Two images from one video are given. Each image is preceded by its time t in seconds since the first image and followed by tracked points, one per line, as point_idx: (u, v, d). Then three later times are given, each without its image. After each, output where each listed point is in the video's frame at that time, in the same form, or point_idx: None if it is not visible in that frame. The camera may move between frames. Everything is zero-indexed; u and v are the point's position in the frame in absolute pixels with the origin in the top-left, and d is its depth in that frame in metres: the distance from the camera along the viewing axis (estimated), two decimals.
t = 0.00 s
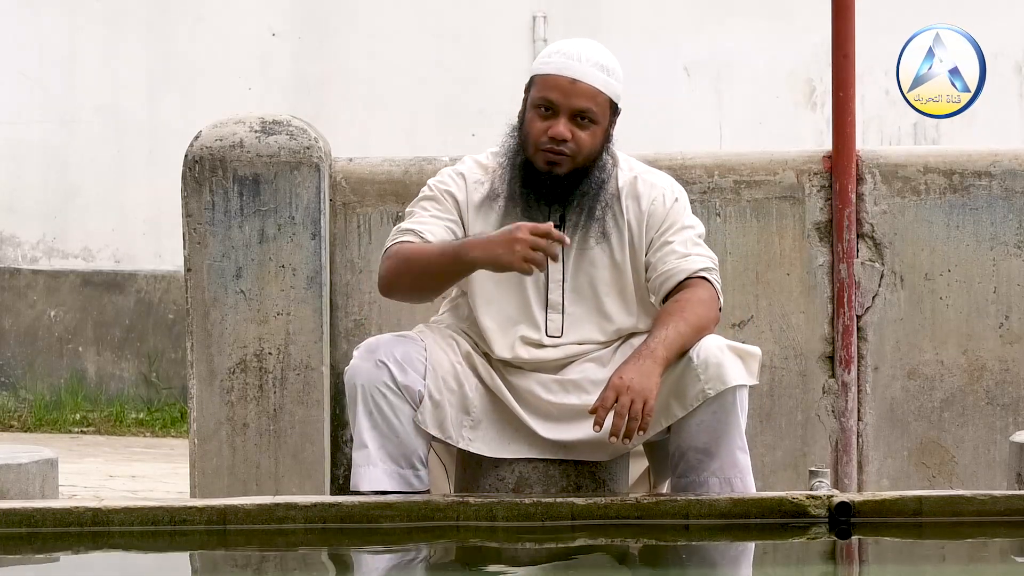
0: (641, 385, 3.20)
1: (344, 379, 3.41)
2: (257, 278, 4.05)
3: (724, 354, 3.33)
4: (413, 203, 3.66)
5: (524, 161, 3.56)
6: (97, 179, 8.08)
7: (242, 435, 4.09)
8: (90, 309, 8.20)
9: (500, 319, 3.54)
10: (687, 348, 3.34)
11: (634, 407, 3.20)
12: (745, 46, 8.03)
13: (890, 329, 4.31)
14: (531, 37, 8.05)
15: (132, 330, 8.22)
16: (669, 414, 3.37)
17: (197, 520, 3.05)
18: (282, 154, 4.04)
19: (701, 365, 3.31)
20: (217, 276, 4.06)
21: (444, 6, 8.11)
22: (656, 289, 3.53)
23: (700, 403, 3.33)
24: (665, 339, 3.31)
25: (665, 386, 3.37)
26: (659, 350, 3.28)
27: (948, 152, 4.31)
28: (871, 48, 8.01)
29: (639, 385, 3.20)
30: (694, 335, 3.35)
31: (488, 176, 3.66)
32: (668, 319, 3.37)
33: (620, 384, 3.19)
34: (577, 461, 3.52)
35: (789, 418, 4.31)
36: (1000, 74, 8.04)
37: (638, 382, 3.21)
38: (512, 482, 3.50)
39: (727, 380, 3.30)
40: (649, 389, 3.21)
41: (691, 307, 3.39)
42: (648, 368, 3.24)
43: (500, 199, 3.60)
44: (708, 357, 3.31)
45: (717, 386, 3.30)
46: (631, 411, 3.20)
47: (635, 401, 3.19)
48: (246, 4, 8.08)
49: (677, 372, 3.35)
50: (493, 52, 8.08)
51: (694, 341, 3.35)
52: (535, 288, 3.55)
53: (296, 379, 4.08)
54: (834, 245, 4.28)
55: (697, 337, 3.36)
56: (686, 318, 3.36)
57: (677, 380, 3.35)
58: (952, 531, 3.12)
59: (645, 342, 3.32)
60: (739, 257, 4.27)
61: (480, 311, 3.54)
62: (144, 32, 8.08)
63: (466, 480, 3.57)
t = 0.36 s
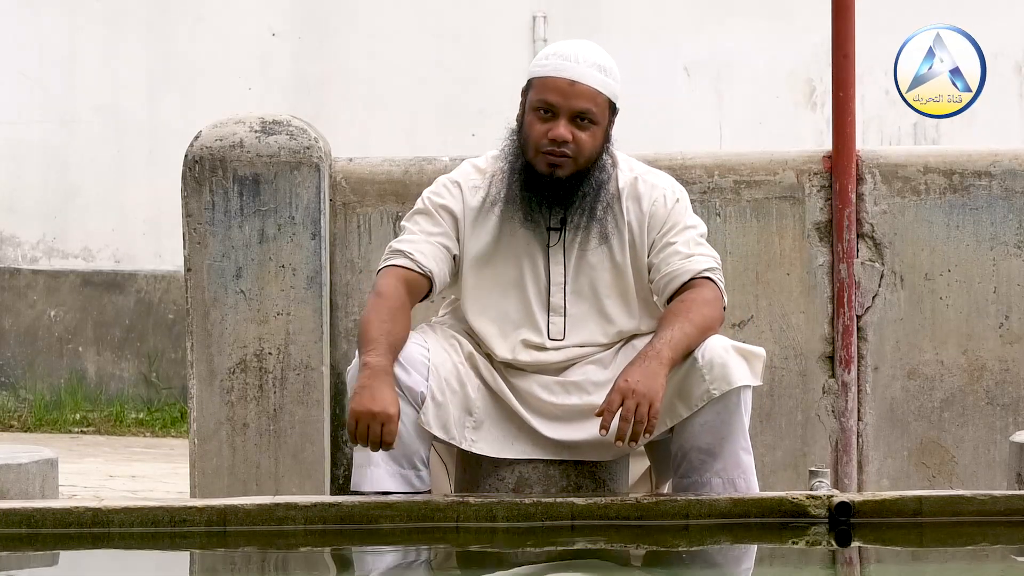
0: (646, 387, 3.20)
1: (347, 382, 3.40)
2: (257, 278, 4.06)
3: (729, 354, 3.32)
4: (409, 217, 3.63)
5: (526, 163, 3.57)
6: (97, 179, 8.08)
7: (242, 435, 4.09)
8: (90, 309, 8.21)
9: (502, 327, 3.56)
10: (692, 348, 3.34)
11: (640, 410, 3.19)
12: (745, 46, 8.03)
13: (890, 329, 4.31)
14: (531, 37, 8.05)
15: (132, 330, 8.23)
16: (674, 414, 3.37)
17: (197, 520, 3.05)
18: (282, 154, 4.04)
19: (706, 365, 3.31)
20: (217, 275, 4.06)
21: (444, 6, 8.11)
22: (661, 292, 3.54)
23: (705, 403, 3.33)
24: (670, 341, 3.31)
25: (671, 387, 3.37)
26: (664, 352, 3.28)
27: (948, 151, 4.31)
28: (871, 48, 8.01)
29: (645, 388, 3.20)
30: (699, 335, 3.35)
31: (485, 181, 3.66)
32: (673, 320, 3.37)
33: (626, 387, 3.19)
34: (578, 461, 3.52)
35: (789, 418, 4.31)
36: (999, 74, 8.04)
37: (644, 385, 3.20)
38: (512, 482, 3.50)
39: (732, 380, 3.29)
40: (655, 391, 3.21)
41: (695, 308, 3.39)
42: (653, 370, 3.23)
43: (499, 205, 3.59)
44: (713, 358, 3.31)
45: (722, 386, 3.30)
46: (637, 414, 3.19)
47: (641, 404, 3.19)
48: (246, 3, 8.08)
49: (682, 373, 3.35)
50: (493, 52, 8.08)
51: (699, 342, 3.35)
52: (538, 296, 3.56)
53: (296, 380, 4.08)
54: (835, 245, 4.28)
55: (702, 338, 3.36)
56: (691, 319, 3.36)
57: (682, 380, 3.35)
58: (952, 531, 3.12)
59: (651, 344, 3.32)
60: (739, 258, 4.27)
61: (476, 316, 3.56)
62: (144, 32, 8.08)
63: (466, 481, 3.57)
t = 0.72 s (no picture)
0: (637, 386, 3.20)
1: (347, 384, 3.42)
2: (257, 278, 4.06)
3: (722, 355, 3.33)
4: (405, 218, 3.63)
5: (520, 157, 3.58)
6: (97, 179, 8.08)
7: (242, 435, 4.09)
8: (90, 309, 8.22)
9: (499, 322, 3.55)
10: (685, 349, 3.34)
11: (630, 406, 3.19)
12: (745, 46, 8.03)
13: (890, 329, 4.31)
14: (531, 37, 8.04)
15: (132, 330, 8.25)
16: (668, 415, 3.37)
17: (197, 520, 3.05)
18: (283, 154, 4.04)
19: (698, 366, 3.31)
20: (217, 275, 4.06)
21: (444, 6, 8.10)
22: (654, 291, 3.52)
23: (699, 404, 3.33)
24: (662, 341, 3.31)
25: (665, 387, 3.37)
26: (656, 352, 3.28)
27: (948, 151, 4.31)
28: (872, 48, 8.01)
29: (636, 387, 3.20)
30: (692, 336, 3.35)
31: (480, 178, 3.67)
32: (665, 321, 3.37)
33: (616, 385, 3.19)
34: (577, 461, 3.52)
35: (789, 418, 4.31)
36: (1000, 74, 8.04)
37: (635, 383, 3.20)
38: (512, 483, 3.50)
39: (725, 381, 3.30)
40: (645, 389, 3.20)
41: (688, 308, 3.39)
42: (644, 370, 3.23)
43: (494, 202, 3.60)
44: (705, 358, 3.31)
45: (716, 387, 3.30)
46: (626, 411, 3.19)
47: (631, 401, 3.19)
48: (246, 3, 8.08)
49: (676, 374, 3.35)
50: (493, 52, 8.07)
51: (692, 342, 3.35)
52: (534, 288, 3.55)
53: (296, 380, 4.08)
54: (834, 245, 4.28)
55: (694, 338, 3.36)
56: (683, 320, 3.36)
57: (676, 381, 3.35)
58: (952, 532, 3.13)
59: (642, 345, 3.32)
60: (739, 258, 4.27)
61: (472, 310, 3.55)
62: (144, 32, 8.08)
63: (466, 481, 3.57)
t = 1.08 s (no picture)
0: (646, 376, 3.16)
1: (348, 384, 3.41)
2: (257, 278, 4.05)
3: (721, 355, 3.33)
4: (404, 215, 3.63)
5: (515, 143, 3.58)
6: (97, 179, 8.08)
7: (242, 435, 4.09)
8: (90, 309, 8.24)
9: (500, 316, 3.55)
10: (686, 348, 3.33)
11: (644, 384, 3.15)
12: (745, 46, 8.03)
13: (890, 329, 4.31)
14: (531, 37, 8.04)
15: (132, 330, 8.27)
16: (667, 417, 3.38)
17: (197, 520, 3.05)
18: (282, 154, 4.04)
19: (698, 367, 3.31)
20: (217, 275, 4.06)
21: (444, 6, 8.10)
22: (651, 289, 3.51)
23: (699, 406, 3.33)
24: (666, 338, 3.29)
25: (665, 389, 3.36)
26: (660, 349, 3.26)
27: (948, 152, 4.31)
28: (872, 48, 8.00)
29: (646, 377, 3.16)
30: (693, 335, 3.34)
31: (477, 173, 3.67)
32: (666, 319, 3.36)
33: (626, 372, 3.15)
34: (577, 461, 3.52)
35: (789, 418, 4.31)
36: (999, 74, 8.04)
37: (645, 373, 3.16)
38: (512, 482, 3.50)
39: (725, 383, 3.30)
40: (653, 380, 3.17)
41: (689, 308, 3.38)
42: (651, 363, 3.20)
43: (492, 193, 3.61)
44: (705, 360, 3.31)
45: (716, 388, 3.30)
46: (641, 389, 3.15)
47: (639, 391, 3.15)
48: (246, 3, 8.08)
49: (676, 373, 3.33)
50: (494, 52, 8.07)
51: (693, 342, 3.34)
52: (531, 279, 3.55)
53: (296, 380, 4.08)
54: (834, 245, 4.28)
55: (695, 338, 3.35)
56: (685, 318, 3.35)
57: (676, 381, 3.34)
58: (952, 532, 3.13)
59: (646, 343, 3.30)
60: (739, 257, 4.27)
61: (471, 304, 3.55)
62: (144, 33, 8.08)
63: (466, 481, 3.57)
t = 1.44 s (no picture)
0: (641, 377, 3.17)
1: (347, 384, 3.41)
2: (257, 278, 4.05)
3: (719, 355, 3.33)
4: (403, 215, 3.64)
5: (511, 146, 3.59)
6: (97, 179, 8.08)
7: (242, 435, 4.09)
8: (89, 309, 8.24)
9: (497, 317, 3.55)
10: (683, 349, 3.33)
11: (634, 387, 3.15)
12: (745, 46, 8.03)
13: (890, 329, 4.31)
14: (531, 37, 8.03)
15: (132, 330, 8.27)
16: (666, 416, 3.37)
17: (197, 520, 3.05)
18: (282, 154, 4.04)
19: (696, 366, 3.31)
20: (217, 275, 4.06)
21: (444, 6, 8.09)
22: (649, 289, 3.51)
23: (698, 405, 3.33)
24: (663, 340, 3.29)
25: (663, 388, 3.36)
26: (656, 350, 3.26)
27: (948, 151, 4.31)
28: (872, 48, 8.00)
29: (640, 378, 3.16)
30: (690, 336, 3.34)
31: (476, 174, 3.67)
32: (664, 319, 3.36)
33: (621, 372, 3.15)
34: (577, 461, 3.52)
35: (789, 418, 4.31)
36: (1000, 74, 8.04)
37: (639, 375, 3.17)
38: (512, 482, 3.50)
39: (723, 382, 3.30)
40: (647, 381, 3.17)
41: (687, 309, 3.38)
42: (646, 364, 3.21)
43: (489, 195, 3.61)
44: (703, 359, 3.31)
45: (714, 388, 3.30)
46: (631, 392, 3.15)
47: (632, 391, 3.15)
48: (246, 3, 8.08)
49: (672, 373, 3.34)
50: (494, 52, 8.06)
51: (690, 343, 3.34)
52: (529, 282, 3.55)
53: (296, 379, 4.08)
54: (834, 245, 4.28)
55: (692, 339, 3.35)
56: (682, 319, 3.35)
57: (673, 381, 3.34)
58: (952, 531, 3.13)
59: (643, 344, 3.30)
60: (739, 258, 4.27)
61: (470, 306, 3.55)
62: (144, 33, 8.08)
63: (466, 481, 3.57)
